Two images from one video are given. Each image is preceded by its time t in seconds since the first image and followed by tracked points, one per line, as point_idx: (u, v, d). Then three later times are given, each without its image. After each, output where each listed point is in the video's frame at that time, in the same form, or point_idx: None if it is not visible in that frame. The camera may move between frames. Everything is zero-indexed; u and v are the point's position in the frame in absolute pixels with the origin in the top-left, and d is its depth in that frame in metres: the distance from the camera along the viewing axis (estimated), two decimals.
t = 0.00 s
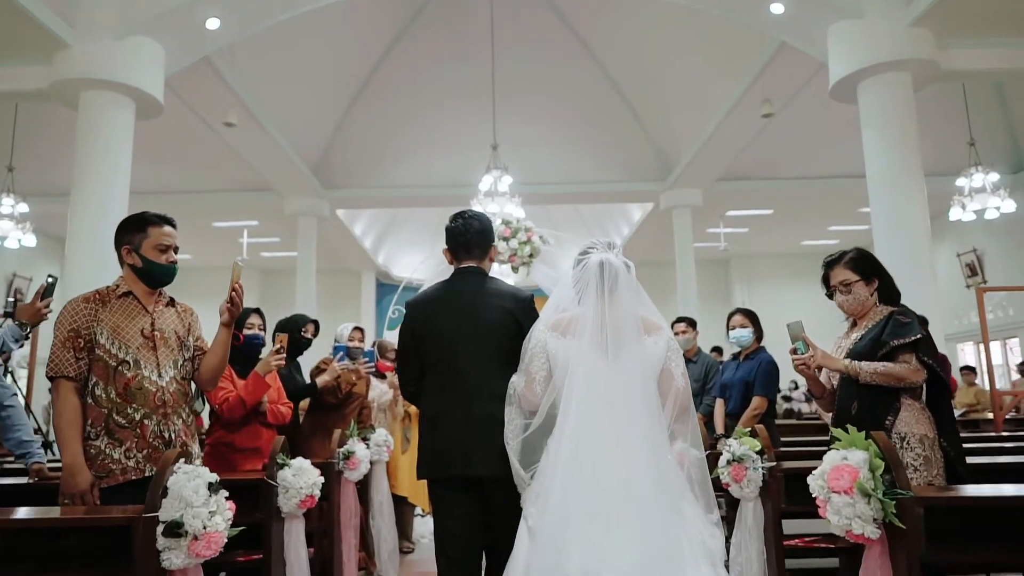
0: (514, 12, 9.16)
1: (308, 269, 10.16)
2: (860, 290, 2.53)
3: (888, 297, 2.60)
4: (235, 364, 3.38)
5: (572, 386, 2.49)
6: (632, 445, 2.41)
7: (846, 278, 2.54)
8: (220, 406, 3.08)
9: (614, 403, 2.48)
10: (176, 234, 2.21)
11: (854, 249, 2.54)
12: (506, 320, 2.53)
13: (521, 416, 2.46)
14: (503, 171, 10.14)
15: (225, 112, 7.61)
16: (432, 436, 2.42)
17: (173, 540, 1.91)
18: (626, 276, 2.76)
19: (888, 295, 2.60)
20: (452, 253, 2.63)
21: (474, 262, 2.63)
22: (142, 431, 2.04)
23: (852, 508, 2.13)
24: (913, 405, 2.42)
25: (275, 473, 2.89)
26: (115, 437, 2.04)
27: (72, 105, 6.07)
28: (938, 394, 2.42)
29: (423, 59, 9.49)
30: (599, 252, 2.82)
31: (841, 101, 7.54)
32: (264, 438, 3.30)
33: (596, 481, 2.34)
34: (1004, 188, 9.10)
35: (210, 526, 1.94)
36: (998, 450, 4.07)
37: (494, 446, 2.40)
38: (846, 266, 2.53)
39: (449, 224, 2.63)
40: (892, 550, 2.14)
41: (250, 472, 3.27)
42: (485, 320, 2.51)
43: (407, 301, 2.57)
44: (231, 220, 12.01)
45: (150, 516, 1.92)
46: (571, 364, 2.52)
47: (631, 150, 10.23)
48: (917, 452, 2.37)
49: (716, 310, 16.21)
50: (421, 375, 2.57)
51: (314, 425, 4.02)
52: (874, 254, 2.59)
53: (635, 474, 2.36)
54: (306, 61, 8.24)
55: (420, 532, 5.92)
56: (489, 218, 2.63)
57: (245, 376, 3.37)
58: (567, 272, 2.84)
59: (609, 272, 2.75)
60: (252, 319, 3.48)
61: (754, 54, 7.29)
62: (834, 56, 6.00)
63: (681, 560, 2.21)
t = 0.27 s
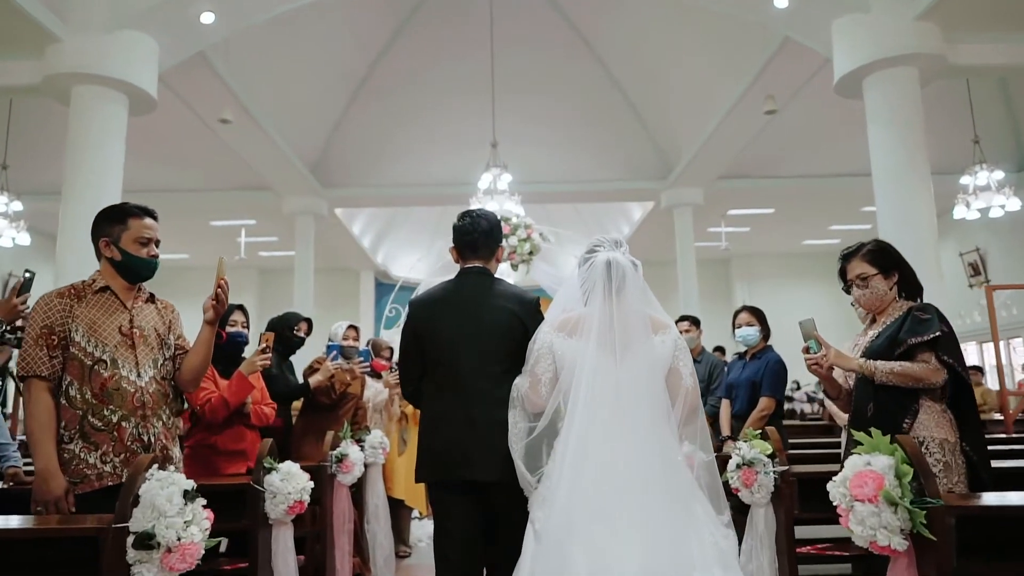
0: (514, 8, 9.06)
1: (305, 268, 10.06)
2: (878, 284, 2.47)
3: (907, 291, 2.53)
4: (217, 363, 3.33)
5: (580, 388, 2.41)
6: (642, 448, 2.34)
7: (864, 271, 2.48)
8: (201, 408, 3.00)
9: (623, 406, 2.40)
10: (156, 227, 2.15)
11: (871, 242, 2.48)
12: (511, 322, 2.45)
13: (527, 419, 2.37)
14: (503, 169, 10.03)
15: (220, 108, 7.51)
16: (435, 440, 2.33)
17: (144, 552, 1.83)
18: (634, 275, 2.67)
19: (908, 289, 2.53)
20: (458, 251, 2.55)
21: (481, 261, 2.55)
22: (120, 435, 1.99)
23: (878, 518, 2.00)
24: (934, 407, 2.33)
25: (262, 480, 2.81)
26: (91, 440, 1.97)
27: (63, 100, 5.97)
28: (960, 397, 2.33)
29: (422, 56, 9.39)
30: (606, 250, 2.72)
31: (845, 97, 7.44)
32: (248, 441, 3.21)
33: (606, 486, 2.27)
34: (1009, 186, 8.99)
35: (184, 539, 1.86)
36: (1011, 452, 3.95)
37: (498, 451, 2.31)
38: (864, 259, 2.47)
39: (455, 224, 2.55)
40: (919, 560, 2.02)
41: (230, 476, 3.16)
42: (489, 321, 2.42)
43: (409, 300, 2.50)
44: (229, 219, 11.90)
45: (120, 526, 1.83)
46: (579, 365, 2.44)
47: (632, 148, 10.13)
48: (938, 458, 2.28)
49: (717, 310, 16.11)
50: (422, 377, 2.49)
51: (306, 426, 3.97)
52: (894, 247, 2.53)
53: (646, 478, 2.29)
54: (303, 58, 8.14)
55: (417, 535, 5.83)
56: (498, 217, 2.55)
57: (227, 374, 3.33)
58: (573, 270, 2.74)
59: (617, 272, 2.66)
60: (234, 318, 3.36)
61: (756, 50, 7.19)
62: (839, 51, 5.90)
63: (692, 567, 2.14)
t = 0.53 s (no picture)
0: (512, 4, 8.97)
1: (302, 268, 9.95)
2: (895, 277, 2.41)
3: (927, 285, 2.46)
4: (199, 364, 3.25)
5: (584, 387, 2.35)
6: (649, 449, 2.27)
7: (881, 265, 2.42)
8: (178, 411, 2.91)
9: (629, 407, 2.33)
10: (134, 220, 2.10)
11: (891, 233, 2.42)
12: (514, 321, 2.38)
13: (530, 419, 2.31)
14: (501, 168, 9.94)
15: (214, 105, 7.40)
16: (436, 441, 2.27)
17: (109, 567, 1.76)
18: (639, 272, 2.59)
19: (928, 283, 2.45)
20: (462, 248, 2.48)
21: (485, 258, 2.48)
22: (95, 440, 1.93)
23: (902, 530, 1.91)
24: (953, 413, 2.24)
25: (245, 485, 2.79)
26: (63, 446, 1.91)
27: (55, 96, 5.87)
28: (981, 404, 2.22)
29: (420, 53, 9.29)
30: (610, 248, 2.65)
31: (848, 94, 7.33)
32: (230, 445, 3.16)
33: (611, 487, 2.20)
34: (1013, 185, 8.90)
35: (156, 553, 1.80)
36: None
37: (499, 452, 2.25)
38: (880, 252, 2.42)
39: (462, 220, 2.49)
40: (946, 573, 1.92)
41: (212, 481, 3.09)
42: (492, 320, 2.36)
43: (412, 297, 2.43)
44: (225, 219, 11.80)
45: (83, 540, 1.75)
46: (583, 364, 2.38)
47: (631, 147, 10.03)
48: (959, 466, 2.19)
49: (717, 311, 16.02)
50: (425, 376, 2.42)
51: (297, 429, 3.88)
52: (915, 239, 2.45)
53: (654, 479, 2.22)
54: (299, 56, 8.04)
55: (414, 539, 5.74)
56: (504, 213, 2.49)
57: (206, 375, 3.24)
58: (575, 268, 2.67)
59: (621, 269, 2.59)
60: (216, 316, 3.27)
61: (758, 46, 7.09)
62: (842, 46, 5.82)
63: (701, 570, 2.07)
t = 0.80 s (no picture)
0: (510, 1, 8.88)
1: (299, 269, 9.86)
2: (914, 269, 2.34)
3: (952, 277, 2.37)
4: (178, 364, 3.16)
5: (588, 387, 2.26)
6: (656, 450, 2.19)
7: (899, 257, 2.36)
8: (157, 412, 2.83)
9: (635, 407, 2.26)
10: (111, 211, 2.04)
11: (911, 224, 2.36)
12: (517, 320, 2.33)
13: (532, 421, 2.23)
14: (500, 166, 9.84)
15: (209, 102, 7.31)
16: (435, 440, 2.23)
17: None
18: (643, 269, 2.52)
19: (952, 275, 2.36)
20: (466, 244, 2.44)
21: (489, 256, 2.44)
22: (68, 443, 1.87)
23: (928, 540, 1.82)
24: (972, 415, 2.15)
25: (231, 490, 2.72)
26: (35, 449, 1.84)
27: (47, 93, 5.79)
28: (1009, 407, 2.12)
29: (418, 51, 9.20)
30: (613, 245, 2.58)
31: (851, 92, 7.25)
32: (212, 447, 3.11)
33: (618, 491, 2.12)
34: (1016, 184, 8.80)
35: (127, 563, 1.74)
36: None
37: (500, 453, 2.20)
38: (899, 243, 2.36)
39: (465, 216, 2.43)
40: None
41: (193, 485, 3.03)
42: (495, 318, 2.31)
43: (415, 294, 2.39)
44: (222, 218, 11.71)
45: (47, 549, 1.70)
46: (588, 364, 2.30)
47: (631, 146, 9.95)
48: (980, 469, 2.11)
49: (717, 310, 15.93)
50: (427, 374, 2.38)
51: (290, 429, 3.81)
52: (938, 228, 2.37)
53: (662, 482, 2.14)
54: (296, 53, 7.94)
55: (411, 543, 5.67)
56: (506, 209, 2.42)
57: (187, 374, 3.16)
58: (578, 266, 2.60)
59: (625, 266, 2.51)
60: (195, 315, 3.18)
61: (760, 43, 7.00)
62: (846, 42, 5.73)
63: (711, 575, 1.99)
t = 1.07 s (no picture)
0: None
1: (297, 268, 9.78)
2: (937, 258, 2.26)
3: (980, 268, 2.27)
4: (160, 362, 3.07)
5: (590, 386, 2.18)
6: (660, 450, 2.11)
7: (921, 246, 2.29)
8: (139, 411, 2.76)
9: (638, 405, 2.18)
10: (89, 201, 1.98)
11: (935, 212, 2.29)
12: (518, 318, 2.25)
13: (533, 421, 2.16)
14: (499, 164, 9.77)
15: (205, 99, 7.22)
16: (434, 438, 2.16)
17: None
18: (646, 265, 2.44)
19: (980, 267, 2.27)
20: (466, 239, 2.36)
21: (490, 251, 2.36)
22: (41, 443, 1.79)
23: (959, 549, 1.72)
24: (994, 415, 2.07)
25: (216, 494, 2.65)
26: (7, 449, 1.77)
27: (39, 88, 5.71)
28: None
29: (415, 47, 9.11)
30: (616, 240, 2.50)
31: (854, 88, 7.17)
32: (194, 449, 3.05)
33: (621, 492, 2.04)
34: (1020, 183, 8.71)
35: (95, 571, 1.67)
36: None
37: (499, 452, 2.12)
38: (922, 233, 2.29)
39: (466, 211, 2.35)
40: None
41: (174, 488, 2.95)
42: (496, 316, 2.23)
43: (415, 290, 2.32)
44: (219, 217, 11.64)
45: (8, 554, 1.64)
46: (590, 361, 2.22)
47: (631, 144, 9.87)
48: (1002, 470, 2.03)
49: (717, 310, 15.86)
50: (427, 372, 2.30)
51: (283, 430, 3.73)
52: (964, 217, 2.29)
53: (667, 484, 2.06)
54: (292, 49, 7.86)
55: (408, 545, 5.59)
56: (508, 203, 2.35)
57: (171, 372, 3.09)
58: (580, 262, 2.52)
59: (628, 262, 2.42)
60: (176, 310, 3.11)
61: (762, 40, 6.92)
62: (850, 37, 5.64)
63: None
